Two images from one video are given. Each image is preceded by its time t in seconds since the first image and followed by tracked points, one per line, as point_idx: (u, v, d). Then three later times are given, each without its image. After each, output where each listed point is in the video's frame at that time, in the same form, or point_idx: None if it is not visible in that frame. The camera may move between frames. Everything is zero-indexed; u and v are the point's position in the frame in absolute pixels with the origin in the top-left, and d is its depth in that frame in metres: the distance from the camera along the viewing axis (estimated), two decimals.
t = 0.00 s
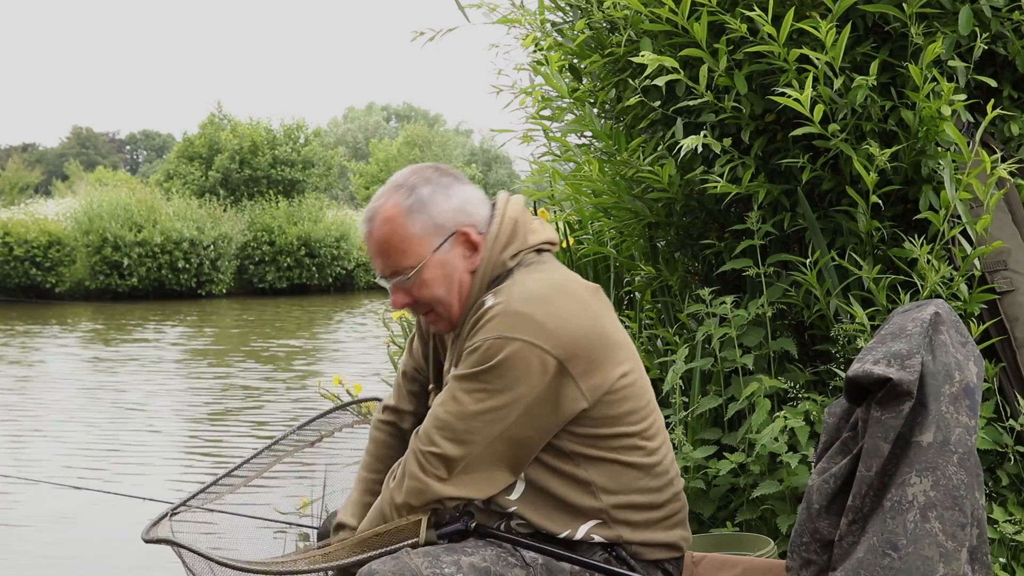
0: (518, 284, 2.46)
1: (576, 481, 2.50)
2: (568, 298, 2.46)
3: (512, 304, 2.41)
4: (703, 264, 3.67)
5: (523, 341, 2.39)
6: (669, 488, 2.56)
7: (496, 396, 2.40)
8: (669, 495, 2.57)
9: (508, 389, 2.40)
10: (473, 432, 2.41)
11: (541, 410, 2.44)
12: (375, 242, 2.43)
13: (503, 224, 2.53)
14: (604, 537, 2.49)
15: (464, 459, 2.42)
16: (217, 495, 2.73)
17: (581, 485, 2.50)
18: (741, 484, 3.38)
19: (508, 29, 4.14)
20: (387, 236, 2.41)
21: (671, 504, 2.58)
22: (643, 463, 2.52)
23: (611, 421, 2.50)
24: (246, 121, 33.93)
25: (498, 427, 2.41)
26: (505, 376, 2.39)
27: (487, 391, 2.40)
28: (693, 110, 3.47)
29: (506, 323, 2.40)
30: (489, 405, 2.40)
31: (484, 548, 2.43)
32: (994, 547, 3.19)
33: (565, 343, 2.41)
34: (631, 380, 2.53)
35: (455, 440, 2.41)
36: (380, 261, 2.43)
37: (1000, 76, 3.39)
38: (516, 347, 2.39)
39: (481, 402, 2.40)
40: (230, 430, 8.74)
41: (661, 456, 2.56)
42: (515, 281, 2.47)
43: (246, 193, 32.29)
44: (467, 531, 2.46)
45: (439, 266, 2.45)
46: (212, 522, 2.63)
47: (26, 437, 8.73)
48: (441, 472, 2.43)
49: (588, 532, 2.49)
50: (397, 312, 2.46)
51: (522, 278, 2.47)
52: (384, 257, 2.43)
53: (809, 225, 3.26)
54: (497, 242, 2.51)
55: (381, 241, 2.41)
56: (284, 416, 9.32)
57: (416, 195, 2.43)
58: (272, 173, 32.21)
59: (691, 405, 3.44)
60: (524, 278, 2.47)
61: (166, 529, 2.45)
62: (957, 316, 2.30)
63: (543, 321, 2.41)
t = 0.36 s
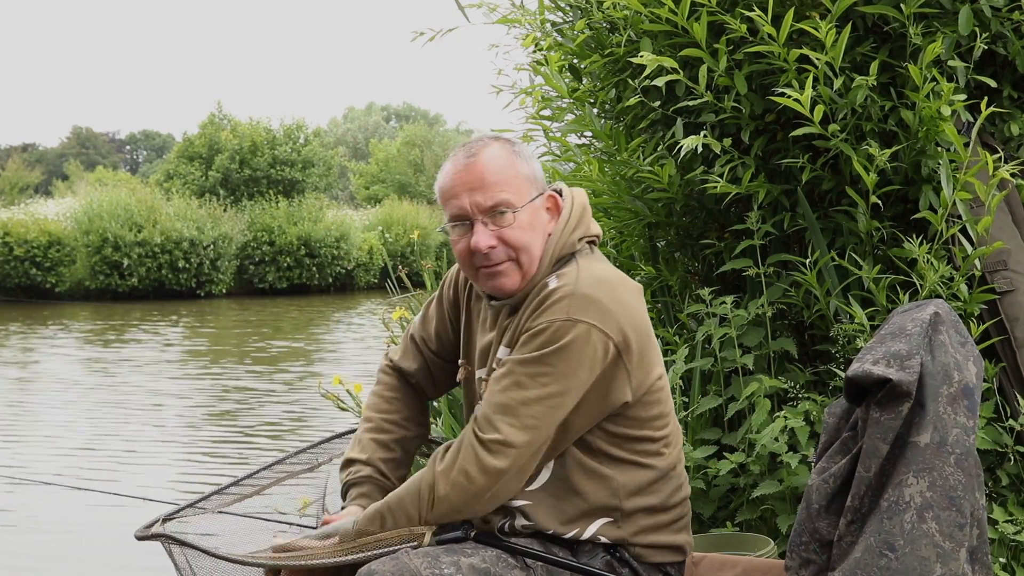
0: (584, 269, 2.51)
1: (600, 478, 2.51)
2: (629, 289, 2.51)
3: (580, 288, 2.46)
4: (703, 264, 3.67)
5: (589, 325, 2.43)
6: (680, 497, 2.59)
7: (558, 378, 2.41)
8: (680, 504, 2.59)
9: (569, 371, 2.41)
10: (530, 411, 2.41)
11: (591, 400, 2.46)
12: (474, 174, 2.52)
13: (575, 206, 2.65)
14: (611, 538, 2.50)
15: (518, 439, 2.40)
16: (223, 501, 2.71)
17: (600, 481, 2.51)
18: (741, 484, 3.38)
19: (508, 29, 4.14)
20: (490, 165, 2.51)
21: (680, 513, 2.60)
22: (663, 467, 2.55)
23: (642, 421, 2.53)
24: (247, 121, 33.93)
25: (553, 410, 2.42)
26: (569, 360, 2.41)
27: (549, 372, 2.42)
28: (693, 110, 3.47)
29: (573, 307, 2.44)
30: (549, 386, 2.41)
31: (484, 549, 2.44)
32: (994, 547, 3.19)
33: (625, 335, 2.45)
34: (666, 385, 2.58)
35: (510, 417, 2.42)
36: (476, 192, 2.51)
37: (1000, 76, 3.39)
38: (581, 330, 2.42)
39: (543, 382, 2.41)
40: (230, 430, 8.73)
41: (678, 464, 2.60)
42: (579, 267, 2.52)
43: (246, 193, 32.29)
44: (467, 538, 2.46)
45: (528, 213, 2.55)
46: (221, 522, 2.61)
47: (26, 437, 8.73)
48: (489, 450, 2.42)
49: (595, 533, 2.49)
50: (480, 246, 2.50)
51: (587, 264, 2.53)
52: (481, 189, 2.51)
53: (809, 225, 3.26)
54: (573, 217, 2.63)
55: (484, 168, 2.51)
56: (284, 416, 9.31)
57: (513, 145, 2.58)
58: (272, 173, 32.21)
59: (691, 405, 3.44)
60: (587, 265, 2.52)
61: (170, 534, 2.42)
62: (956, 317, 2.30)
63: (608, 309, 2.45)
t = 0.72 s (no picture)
0: (615, 270, 2.51)
1: (618, 481, 2.52)
2: (658, 294, 2.53)
3: (617, 290, 2.46)
4: (703, 264, 3.67)
5: (626, 329, 2.43)
6: (687, 502, 2.61)
7: (599, 381, 2.40)
8: (686, 509, 2.62)
9: (607, 375, 2.41)
10: (569, 414, 2.40)
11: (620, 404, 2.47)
12: (499, 172, 2.52)
13: (597, 207, 2.68)
14: (616, 540, 2.51)
15: (558, 444, 2.38)
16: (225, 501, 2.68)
17: (615, 483, 2.52)
18: (741, 484, 3.38)
19: (508, 29, 4.14)
20: (514, 164, 2.52)
21: (686, 518, 2.62)
22: (675, 472, 2.58)
23: (660, 425, 2.55)
24: (246, 122, 33.95)
25: (592, 414, 2.40)
26: (607, 364, 2.41)
27: (589, 375, 2.40)
28: (693, 110, 3.47)
29: (609, 310, 2.44)
30: (589, 390, 2.40)
31: (485, 550, 2.44)
32: (994, 547, 3.19)
33: (656, 338, 2.47)
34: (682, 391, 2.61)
35: (549, 420, 2.39)
36: (503, 189, 2.51)
37: (1000, 76, 3.39)
38: (619, 333, 2.42)
39: (584, 385, 2.40)
40: (230, 430, 8.73)
41: (687, 470, 2.62)
42: (610, 268, 2.52)
43: (246, 193, 32.29)
44: (468, 539, 2.48)
45: (553, 211, 2.56)
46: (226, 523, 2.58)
47: (26, 438, 8.73)
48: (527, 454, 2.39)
49: (601, 534, 2.50)
50: (508, 243, 2.51)
51: (616, 265, 2.53)
52: (507, 187, 2.51)
53: (809, 225, 3.26)
54: (595, 217, 2.65)
55: (510, 166, 2.52)
56: (284, 416, 9.31)
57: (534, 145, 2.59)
58: (272, 173, 32.22)
59: (692, 405, 3.44)
60: (617, 267, 2.53)
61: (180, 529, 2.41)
62: (956, 317, 2.30)
63: (642, 312, 2.46)
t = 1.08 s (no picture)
0: (629, 288, 2.52)
1: (629, 489, 2.53)
2: (671, 308, 2.55)
3: (635, 309, 2.47)
4: (703, 264, 3.67)
5: (646, 347, 2.44)
6: (689, 503, 2.62)
7: (623, 400, 2.39)
8: (687, 510, 2.62)
9: (631, 393, 2.40)
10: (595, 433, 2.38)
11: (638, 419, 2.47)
12: (466, 211, 2.47)
13: (608, 219, 2.61)
14: (616, 539, 2.52)
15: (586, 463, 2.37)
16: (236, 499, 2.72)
17: (621, 485, 2.53)
18: (741, 484, 3.38)
19: (507, 29, 4.14)
20: (493, 199, 2.45)
21: (688, 519, 2.63)
22: (679, 475, 2.59)
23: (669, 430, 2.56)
24: (247, 121, 33.97)
25: (617, 433, 2.39)
26: (630, 381, 2.41)
27: (614, 394, 2.39)
28: (693, 110, 3.47)
29: (627, 327, 2.45)
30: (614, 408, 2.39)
31: (485, 549, 2.44)
32: (994, 547, 3.19)
33: (670, 353, 2.50)
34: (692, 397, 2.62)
35: (574, 439, 2.38)
36: (468, 230, 2.47)
37: (1000, 76, 3.39)
38: (640, 352, 2.43)
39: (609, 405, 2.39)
40: (229, 430, 8.73)
41: (690, 472, 2.64)
42: (624, 284, 2.52)
43: (246, 193, 32.30)
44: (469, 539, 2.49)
45: (527, 246, 2.50)
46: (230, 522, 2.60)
47: (26, 438, 8.73)
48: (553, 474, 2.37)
49: (602, 533, 2.51)
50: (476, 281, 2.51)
51: (631, 283, 2.54)
52: (473, 226, 2.48)
53: (809, 225, 3.26)
54: (603, 230, 2.59)
55: (479, 202, 2.46)
56: (284, 417, 9.31)
57: (514, 169, 2.48)
58: (272, 173, 32.23)
59: (692, 405, 3.44)
60: (632, 284, 2.53)
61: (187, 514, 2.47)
62: (956, 317, 2.30)
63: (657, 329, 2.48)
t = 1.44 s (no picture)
0: (596, 282, 2.51)
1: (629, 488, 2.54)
2: (641, 299, 2.54)
3: (605, 303, 2.45)
4: (703, 264, 3.67)
5: (624, 342, 2.42)
6: (689, 502, 2.63)
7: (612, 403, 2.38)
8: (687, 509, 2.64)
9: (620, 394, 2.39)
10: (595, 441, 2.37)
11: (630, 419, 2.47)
12: (437, 211, 2.54)
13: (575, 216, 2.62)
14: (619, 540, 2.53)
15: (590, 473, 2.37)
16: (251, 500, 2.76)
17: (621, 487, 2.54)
18: (741, 484, 3.38)
19: (507, 29, 4.14)
20: (462, 199, 2.51)
21: (689, 518, 2.64)
22: (677, 473, 2.60)
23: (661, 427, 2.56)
24: (247, 121, 33.97)
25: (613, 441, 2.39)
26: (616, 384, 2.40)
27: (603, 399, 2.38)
28: (693, 110, 3.47)
29: (605, 326, 2.43)
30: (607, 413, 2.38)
31: (482, 544, 2.47)
32: (994, 548, 3.19)
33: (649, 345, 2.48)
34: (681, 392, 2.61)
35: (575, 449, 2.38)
36: (439, 230, 2.54)
37: (1000, 76, 3.39)
38: (618, 348, 2.41)
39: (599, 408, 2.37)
40: (229, 431, 8.73)
41: (688, 470, 2.65)
42: (597, 281, 2.51)
43: (246, 193, 32.29)
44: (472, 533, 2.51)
45: (496, 245, 2.54)
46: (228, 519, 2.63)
47: (26, 438, 8.73)
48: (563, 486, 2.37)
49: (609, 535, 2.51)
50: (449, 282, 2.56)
51: (598, 275, 2.53)
52: (444, 227, 2.54)
53: (809, 225, 3.26)
54: (571, 228, 2.60)
55: (448, 202, 2.52)
56: (283, 417, 9.31)
57: (483, 168, 2.53)
58: (272, 173, 32.22)
59: (692, 405, 3.44)
60: (600, 278, 2.52)
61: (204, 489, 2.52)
62: (956, 317, 2.30)
63: (631, 322, 2.46)
